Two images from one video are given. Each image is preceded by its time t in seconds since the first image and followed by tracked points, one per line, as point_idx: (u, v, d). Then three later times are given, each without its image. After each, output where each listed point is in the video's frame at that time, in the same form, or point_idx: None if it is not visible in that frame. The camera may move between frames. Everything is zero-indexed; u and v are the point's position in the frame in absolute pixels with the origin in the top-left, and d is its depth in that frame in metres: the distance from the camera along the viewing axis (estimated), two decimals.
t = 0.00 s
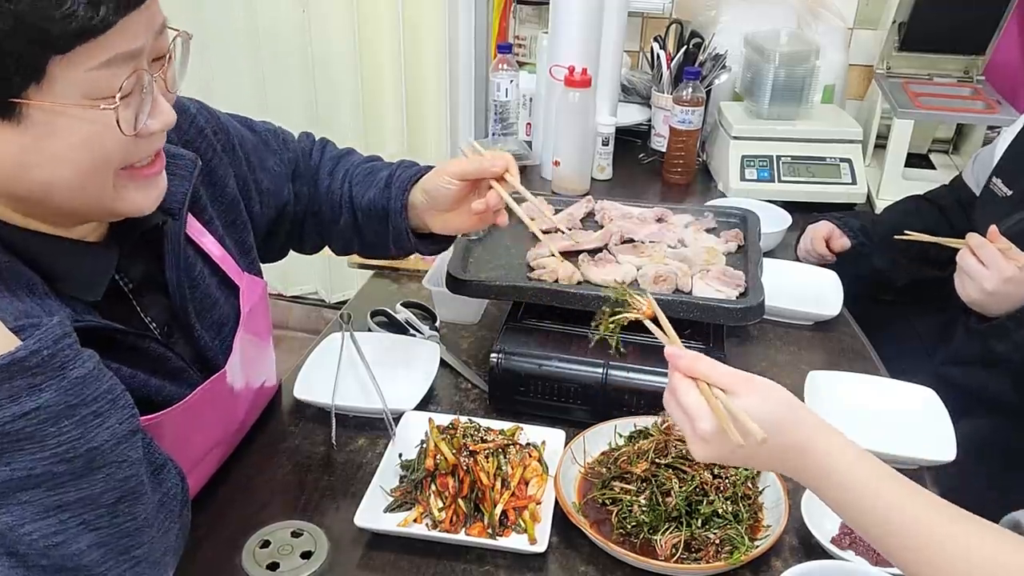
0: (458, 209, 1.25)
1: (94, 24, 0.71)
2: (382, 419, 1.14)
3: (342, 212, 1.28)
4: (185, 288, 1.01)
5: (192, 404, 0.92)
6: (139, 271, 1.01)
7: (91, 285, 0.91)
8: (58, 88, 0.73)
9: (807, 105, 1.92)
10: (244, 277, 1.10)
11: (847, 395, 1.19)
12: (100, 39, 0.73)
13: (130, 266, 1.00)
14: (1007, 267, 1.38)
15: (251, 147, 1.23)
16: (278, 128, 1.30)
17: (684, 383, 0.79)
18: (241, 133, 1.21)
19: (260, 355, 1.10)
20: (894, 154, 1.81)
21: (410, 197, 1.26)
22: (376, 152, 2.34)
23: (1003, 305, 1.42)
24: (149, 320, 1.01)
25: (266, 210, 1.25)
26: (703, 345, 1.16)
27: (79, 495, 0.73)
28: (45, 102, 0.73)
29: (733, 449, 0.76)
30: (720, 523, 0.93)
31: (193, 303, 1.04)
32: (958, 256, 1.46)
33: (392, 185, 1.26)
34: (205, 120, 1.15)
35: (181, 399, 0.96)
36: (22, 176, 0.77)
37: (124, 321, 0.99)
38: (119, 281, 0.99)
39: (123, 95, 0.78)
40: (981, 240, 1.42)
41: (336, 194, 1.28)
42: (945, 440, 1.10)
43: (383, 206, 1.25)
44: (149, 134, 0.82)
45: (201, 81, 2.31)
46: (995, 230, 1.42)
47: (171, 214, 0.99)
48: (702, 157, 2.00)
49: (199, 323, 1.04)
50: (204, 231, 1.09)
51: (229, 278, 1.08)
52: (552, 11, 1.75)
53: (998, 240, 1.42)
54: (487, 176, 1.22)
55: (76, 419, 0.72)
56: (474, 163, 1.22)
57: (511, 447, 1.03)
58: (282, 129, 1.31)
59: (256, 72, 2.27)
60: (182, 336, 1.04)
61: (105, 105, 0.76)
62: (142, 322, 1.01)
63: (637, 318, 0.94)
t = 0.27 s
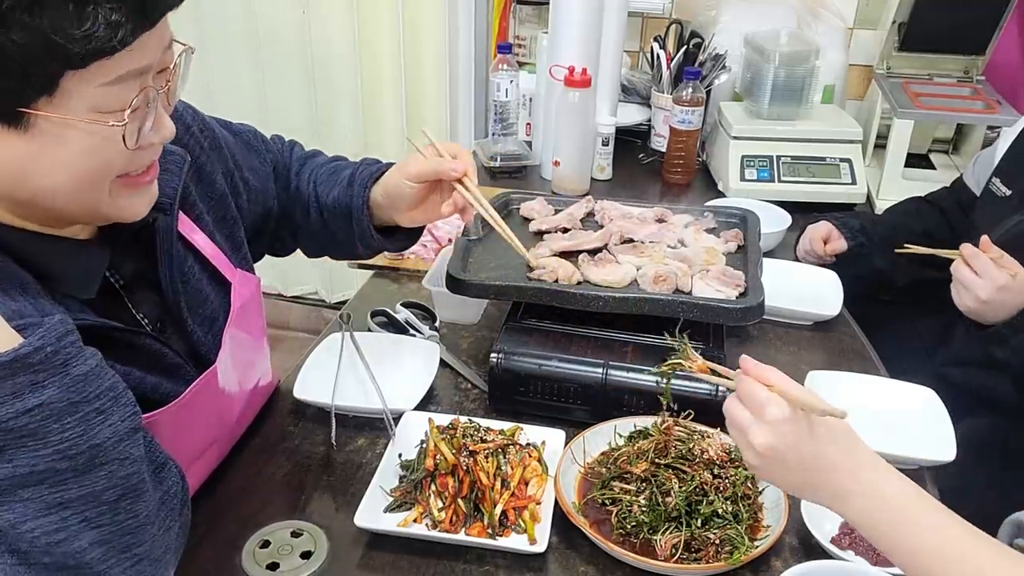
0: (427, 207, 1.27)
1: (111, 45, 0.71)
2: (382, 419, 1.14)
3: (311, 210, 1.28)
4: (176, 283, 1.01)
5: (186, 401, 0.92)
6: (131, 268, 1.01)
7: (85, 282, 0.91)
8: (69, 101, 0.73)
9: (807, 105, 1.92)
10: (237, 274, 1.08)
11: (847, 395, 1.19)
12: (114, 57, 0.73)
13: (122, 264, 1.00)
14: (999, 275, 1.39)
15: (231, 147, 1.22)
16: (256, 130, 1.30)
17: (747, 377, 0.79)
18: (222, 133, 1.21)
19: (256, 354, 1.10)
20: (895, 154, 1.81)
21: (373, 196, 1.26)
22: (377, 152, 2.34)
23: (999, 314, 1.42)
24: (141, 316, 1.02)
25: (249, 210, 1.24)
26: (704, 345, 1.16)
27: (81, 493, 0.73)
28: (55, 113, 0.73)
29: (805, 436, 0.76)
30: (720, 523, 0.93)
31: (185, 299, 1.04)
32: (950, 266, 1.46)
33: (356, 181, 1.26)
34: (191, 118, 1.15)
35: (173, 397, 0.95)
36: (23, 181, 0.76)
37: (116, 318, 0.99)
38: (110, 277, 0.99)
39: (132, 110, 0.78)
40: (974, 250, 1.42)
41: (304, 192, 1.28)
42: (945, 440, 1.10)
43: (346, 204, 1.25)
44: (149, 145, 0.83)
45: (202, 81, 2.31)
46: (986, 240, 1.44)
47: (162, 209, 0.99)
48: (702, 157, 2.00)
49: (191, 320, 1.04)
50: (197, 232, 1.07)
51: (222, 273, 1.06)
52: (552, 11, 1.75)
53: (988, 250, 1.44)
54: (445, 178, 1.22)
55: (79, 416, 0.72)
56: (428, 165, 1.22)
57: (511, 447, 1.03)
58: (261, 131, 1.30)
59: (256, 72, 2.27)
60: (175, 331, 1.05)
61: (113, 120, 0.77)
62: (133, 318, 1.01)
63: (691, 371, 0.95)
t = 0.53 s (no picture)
0: (433, 224, 1.24)
1: (116, 61, 0.72)
2: (382, 419, 1.15)
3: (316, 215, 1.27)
4: (172, 277, 1.01)
5: (186, 398, 0.93)
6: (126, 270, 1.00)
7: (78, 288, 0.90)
8: (72, 114, 0.73)
9: (806, 105, 1.93)
10: (234, 273, 1.08)
11: (846, 395, 1.19)
12: (119, 73, 0.74)
13: (116, 267, 0.99)
14: (995, 270, 1.39)
15: (234, 148, 1.23)
16: (259, 132, 1.30)
17: (788, 396, 0.80)
18: (224, 133, 1.21)
19: (254, 354, 1.11)
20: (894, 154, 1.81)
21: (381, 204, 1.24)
22: (377, 152, 2.34)
23: (993, 309, 1.43)
24: (137, 319, 1.02)
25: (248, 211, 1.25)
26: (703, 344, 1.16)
27: (80, 493, 0.74)
28: (56, 126, 0.73)
29: (844, 458, 0.78)
30: (719, 523, 0.93)
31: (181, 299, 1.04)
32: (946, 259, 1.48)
33: (363, 190, 1.24)
34: (189, 117, 1.16)
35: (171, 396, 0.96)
36: (22, 191, 0.76)
37: (112, 321, 0.99)
38: (105, 280, 0.98)
39: (134, 125, 0.79)
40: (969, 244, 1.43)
41: (310, 196, 1.27)
42: (943, 439, 1.11)
43: (354, 211, 1.23)
44: (148, 158, 0.83)
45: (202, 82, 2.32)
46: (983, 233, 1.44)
47: (159, 211, 0.99)
48: (701, 158, 2.00)
49: (188, 318, 1.04)
50: (195, 231, 1.07)
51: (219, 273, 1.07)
52: (552, 11, 1.75)
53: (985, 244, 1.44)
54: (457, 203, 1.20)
55: (77, 416, 0.72)
56: (442, 189, 1.18)
57: (511, 447, 1.04)
58: (265, 133, 1.31)
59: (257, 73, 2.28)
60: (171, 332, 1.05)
61: (115, 135, 0.77)
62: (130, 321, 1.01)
63: (731, 375, 0.93)
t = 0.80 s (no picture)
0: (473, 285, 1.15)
1: (113, 89, 0.72)
2: (382, 419, 1.15)
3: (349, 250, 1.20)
4: (159, 278, 0.99)
5: (180, 399, 0.92)
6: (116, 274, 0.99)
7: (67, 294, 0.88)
8: (65, 139, 0.73)
9: (806, 105, 1.93)
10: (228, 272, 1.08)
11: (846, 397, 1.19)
12: (114, 99, 0.73)
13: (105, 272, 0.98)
14: (1001, 271, 1.40)
15: (238, 154, 1.17)
16: (267, 141, 1.24)
17: (820, 420, 0.80)
18: (227, 139, 1.16)
19: (248, 353, 1.09)
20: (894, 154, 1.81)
21: (434, 255, 1.15)
22: (377, 153, 2.34)
23: (998, 310, 1.43)
24: (128, 323, 1.01)
25: (244, 220, 1.20)
26: (702, 344, 1.16)
27: (78, 493, 0.74)
28: (49, 148, 0.73)
29: (875, 484, 0.78)
30: (719, 523, 0.93)
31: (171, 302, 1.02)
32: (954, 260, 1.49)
33: (413, 235, 1.15)
34: (184, 120, 1.11)
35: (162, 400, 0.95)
36: (12, 208, 0.76)
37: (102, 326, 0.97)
38: (93, 287, 0.97)
39: (127, 146, 0.78)
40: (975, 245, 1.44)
41: (351, 229, 1.20)
42: (943, 440, 1.11)
43: (401, 256, 1.15)
44: (138, 176, 0.83)
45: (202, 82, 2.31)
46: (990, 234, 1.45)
47: (145, 215, 0.98)
48: (701, 158, 2.00)
49: (176, 320, 1.02)
50: (185, 231, 1.06)
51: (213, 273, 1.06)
52: (552, 11, 1.75)
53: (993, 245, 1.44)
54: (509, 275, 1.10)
55: (72, 416, 0.72)
56: (496, 260, 1.10)
57: (511, 447, 1.04)
58: (275, 143, 1.25)
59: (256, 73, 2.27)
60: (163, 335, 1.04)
61: (107, 158, 0.77)
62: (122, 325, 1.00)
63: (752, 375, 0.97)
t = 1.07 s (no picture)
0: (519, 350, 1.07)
1: (90, 107, 0.70)
2: (382, 419, 1.14)
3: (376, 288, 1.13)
4: (147, 286, 0.98)
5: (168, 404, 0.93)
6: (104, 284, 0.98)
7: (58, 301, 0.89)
8: (41, 158, 0.73)
9: (806, 105, 1.93)
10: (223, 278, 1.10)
11: (846, 397, 1.19)
12: (92, 116, 0.72)
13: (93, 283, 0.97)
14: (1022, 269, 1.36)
15: (234, 165, 1.13)
16: (269, 154, 1.20)
17: (813, 437, 0.79)
18: (223, 148, 1.13)
19: (242, 356, 1.09)
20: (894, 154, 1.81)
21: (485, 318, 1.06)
22: (377, 153, 2.34)
23: (1017, 311, 1.39)
24: (119, 333, 1.00)
25: (236, 232, 1.16)
26: (702, 344, 1.16)
27: (68, 498, 0.74)
28: (26, 166, 0.73)
29: (869, 500, 0.78)
30: (719, 523, 0.93)
31: (161, 309, 1.02)
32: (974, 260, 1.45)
33: (463, 292, 1.07)
34: (176, 127, 1.09)
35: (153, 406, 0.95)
36: None
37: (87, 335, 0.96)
38: (82, 296, 0.96)
39: (107, 161, 0.77)
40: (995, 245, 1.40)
41: (386, 274, 1.12)
42: (943, 440, 1.10)
43: (448, 312, 1.07)
44: (122, 189, 0.82)
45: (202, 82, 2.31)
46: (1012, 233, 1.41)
47: (132, 224, 0.96)
48: (701, 157, 2.00)
49: (168, 329, 1.02)
50: (182, 239, 1.06)
51: (207, 278, 1.07)
52: (552, 11, 1.75)
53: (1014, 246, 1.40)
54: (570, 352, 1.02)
55: (58, 421, 0.72)
56: (556, 338, 1.01)
57: (511, 447, 1.04)
58: (279, 156, 1.21)
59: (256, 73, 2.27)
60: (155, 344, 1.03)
61: (84, 177, 0.76)
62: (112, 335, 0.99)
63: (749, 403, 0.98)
